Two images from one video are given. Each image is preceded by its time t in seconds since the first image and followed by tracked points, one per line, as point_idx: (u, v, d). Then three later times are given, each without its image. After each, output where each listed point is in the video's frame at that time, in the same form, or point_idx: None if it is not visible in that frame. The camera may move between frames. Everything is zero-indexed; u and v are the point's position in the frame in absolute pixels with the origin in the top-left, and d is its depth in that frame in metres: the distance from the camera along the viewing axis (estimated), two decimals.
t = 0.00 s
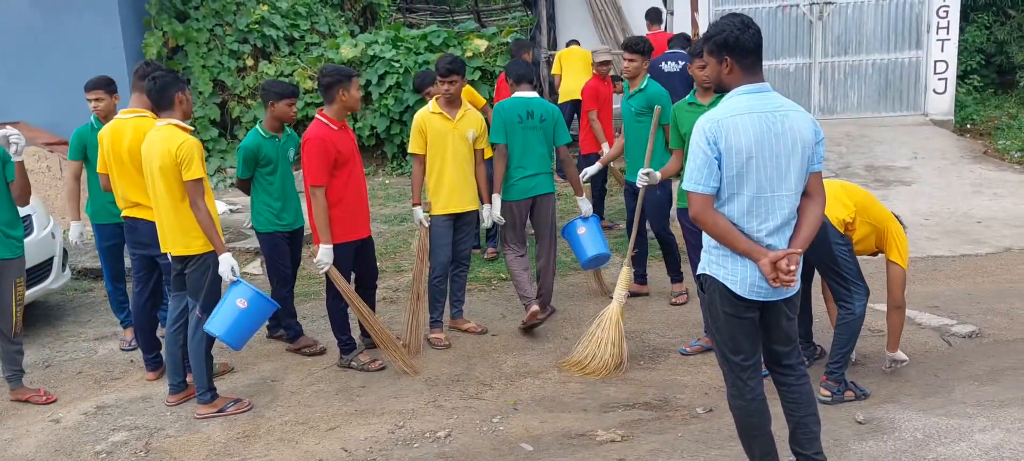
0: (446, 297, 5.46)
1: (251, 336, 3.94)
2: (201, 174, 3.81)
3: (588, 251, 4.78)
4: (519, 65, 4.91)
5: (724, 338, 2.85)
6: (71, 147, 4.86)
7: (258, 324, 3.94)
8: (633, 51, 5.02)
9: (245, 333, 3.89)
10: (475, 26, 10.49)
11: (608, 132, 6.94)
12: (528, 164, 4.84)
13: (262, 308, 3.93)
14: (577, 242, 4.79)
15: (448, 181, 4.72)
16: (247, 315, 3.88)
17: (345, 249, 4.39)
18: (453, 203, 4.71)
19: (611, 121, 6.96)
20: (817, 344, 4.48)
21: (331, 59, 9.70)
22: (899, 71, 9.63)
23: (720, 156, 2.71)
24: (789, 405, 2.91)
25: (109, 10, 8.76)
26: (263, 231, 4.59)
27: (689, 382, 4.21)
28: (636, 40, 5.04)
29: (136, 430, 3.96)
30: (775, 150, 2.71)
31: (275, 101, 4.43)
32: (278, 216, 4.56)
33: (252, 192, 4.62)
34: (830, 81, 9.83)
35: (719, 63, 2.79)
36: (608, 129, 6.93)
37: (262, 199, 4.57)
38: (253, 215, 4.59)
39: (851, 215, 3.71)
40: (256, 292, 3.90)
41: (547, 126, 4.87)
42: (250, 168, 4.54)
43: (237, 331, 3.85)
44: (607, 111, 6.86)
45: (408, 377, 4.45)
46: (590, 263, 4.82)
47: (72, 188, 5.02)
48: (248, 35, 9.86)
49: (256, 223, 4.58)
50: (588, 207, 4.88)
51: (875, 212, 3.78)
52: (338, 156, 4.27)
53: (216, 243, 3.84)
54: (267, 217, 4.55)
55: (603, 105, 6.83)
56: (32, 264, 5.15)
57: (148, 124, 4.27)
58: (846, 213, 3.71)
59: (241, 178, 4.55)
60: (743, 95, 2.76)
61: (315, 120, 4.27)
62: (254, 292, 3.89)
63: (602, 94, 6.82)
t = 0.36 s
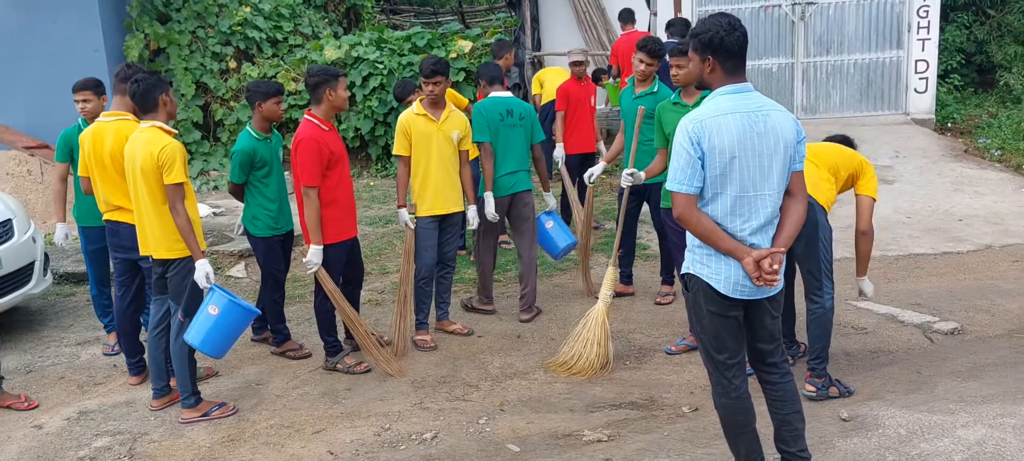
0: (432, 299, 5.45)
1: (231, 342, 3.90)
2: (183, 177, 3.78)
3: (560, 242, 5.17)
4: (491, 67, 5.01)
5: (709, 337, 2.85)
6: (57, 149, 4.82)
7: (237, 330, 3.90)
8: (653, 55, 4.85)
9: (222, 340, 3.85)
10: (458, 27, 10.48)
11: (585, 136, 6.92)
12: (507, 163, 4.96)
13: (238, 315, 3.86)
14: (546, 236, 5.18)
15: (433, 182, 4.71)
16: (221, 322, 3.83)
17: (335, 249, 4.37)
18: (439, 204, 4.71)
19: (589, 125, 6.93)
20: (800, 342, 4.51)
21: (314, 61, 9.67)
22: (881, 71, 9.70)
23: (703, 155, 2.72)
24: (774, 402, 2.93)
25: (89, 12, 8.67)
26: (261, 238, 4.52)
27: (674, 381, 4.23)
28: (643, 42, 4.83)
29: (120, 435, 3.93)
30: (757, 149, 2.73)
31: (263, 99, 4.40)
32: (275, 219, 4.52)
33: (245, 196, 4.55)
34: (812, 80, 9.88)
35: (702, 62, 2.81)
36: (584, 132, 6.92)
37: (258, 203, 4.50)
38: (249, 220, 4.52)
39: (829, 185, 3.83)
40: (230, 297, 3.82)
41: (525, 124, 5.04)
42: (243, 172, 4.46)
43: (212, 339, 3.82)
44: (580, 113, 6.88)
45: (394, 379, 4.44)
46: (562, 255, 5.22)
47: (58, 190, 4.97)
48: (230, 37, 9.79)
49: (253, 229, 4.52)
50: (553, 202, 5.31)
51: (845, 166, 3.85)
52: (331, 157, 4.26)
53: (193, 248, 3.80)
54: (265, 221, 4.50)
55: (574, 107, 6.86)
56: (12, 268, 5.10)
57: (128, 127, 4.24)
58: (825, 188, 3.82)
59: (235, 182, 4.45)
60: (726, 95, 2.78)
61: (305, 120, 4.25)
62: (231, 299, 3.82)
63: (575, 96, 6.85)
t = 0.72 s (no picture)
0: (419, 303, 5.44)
1: (217, 343, 3.90)
2: (166, 182, 3.75)
3: (517, 239, 5.51)
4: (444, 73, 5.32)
5: (697, 337, 2.86)
6: (44, 153, 4.79)
7: (222, 331, 3.91)
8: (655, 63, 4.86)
9: (208, 341, 3.85)
10: (444, 29, 10.47)
11: (555, 141, 6.90)
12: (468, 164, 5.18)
13: (224, 315, 3.88)
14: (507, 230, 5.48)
15: (420, 185, 4.71)
16: (208, 322, 3.83)
17: (328, 250, 4.37)
18: (426, 206, 4.71)
19: (561, 129, 6.89)
20: (787, 341, 4.53)
21: (300, 63, 9.66)
22: (864, 71, 9.76)
23: (690, 156, 2.73)
24: (761, 402, 2.94)
25: (72, 15, 8.60)
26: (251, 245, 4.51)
27: (662, 382, 4.23)
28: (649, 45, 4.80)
29: (106, 441, 3.90)
30: (744, 150, 2.74)
31: (253, 102, 4.36)
32: (265, 225, 4.52)
33: (235, 201, 4.53)
34: (797, 81, 9.93)
35: (688, 65, 2.82)
36: (553, 137, 6.90)
37: (249, 207, 4.49)
38: (238, 226, 4.51)
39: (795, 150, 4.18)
40: (216, 298, 3.84)
41: (484, 128, 5.31)
42: (233, 177, 4.42)
43: (200, 340, 3.81)
44: (548, 117, 6.89)
45: (382, 383, 4.43)
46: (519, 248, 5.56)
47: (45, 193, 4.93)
48: (214, 40, 9.75)
49: (243, 236, 4.51)
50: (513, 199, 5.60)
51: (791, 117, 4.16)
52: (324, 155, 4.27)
53: (179, 252, 3.78)
54: (257, 226, 4.49)
55: (543, 111, 6.91)
56: None
57: (112, 131, 4.21)
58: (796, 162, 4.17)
59: (225, 188, 4.42)
60: (712, 96, 2.79)
61: (298, 120, 4.25)
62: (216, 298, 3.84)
63: (543, 100, 6.93)
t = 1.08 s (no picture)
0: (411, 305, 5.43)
1: (209, 345, 3.88)
2: (154, 186, 3.73)
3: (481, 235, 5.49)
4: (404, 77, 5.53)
5: (689, 337, 2.87)
6: (31, 156, 4.76)
7: (214, 334, 3.88)
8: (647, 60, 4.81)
9: (200, 344, 3.83)
10: (434, 30, 10.47)
11: (540, 142, 6.88)
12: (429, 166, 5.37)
13: (215, 318, 3.84)
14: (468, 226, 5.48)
15: (411, 186, 4.69)
16: (199, 326, 3.80)
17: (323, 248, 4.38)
18: (418, 207, 4.70)
19: (546, 130, 6.88)
20: (778, 342, 4.55)
21: (290, 65, 9.64)
22: (853, 71, 9.81)
23: (682, 157, 2.73)
24: (753, 402, 2.95)
25: (60, 18, 8.56)
26: (246, 247, 4.49)
27: (654, 382, 4.24)
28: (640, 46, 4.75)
29: (96, 446, 3.87)
30: (736, 150, 2.74)
31: (246, 103, 4.35)
32: (261, 227, 4.49)
33: (232, 201, 4.51)
34: (786, 82, 9.97)
35: (680, 66, 2.83)
36: (539, 138, 6.89)
37: (246, 208, 4.47)
38: (235, 228, 4.50)
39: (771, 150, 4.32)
40: (206, 301, 3.79)
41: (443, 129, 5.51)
42: (230, 178, 4.41)
43: (190, 343, 3.79)
44: (532, 118, 6.90)
45: (374, 385, 4.42)
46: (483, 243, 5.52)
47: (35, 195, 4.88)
48: (203, 42, 9.72)
49: (239, 237, 4.49)
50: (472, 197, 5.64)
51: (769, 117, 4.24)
52: (318, 151, 4.28)
53: (167, 255, 3.77)
54: (253, 227, 4.46)
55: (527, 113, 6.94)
56: None
57: (102, 134, 4.19)
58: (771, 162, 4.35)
59: (222, 188, 4.41)
60: (704, 97, 2.79)
61: (294, 116, 4.26)
62: (206, 301, 3.79)
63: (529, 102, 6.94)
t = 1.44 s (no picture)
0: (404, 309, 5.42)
1: (201, 350, 3.86)
2: (146, 189, 3.71)
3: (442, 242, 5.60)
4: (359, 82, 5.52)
5: (684, 339, 2.87)
6: (18, 162, 4.73)
7: (206, 338, 3.86)
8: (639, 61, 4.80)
9: (191, 348, 3.81)
10: (427, 32, 10.46)
11: (540, 143, 6.87)
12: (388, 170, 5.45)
13: (207, 323, 3.83)
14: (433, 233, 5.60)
15: (405, 188, 4.68)
16: (191, 330, 3.78)
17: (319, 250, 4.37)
18: (413, 209, 4.68)
19: (544, 130, 6.86)
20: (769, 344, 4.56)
21: (282, 68, 9.62)
22: (845, 73, 9.84)
23: (678, 158, 2.73)
24: (748, 404, 2.95)
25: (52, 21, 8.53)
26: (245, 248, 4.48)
27: (649, 384, 4.24)
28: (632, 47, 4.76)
29: (88, 451, 3.86)
30: (731, 153, 2.75)
31: (244, 102, 4.36)
32: (259, 226, 4.47)
33: (234, 201, 4.53)
34: (779, 83, 10.00)
35: (676, 68, 2.83)
36: (541, 140, 6.88)
37: (246, 209, 4.46)
38: (236, 228, 4.49)
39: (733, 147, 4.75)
40: (198, 305, 3.77)
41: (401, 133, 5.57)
42: (231, 178, 4.44)
43: (183, 348, 3.78)
44: (530, 120, 6.89)
45: (368, 389, 4.41)
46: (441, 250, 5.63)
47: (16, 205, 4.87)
48: (195, 45, 9.69)
49: (239, 237, 4.48)
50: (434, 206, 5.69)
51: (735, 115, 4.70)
52: (314, 151, 4.28)
53: (160, 259, 3.75)
54: (252, 227, 4.45)
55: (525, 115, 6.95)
56: None
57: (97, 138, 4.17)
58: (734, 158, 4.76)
59: (223, 189, 4.44)
60: (700, 98, 2.79)
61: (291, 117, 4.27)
62: (198, 306, 3.77)
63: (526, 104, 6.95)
